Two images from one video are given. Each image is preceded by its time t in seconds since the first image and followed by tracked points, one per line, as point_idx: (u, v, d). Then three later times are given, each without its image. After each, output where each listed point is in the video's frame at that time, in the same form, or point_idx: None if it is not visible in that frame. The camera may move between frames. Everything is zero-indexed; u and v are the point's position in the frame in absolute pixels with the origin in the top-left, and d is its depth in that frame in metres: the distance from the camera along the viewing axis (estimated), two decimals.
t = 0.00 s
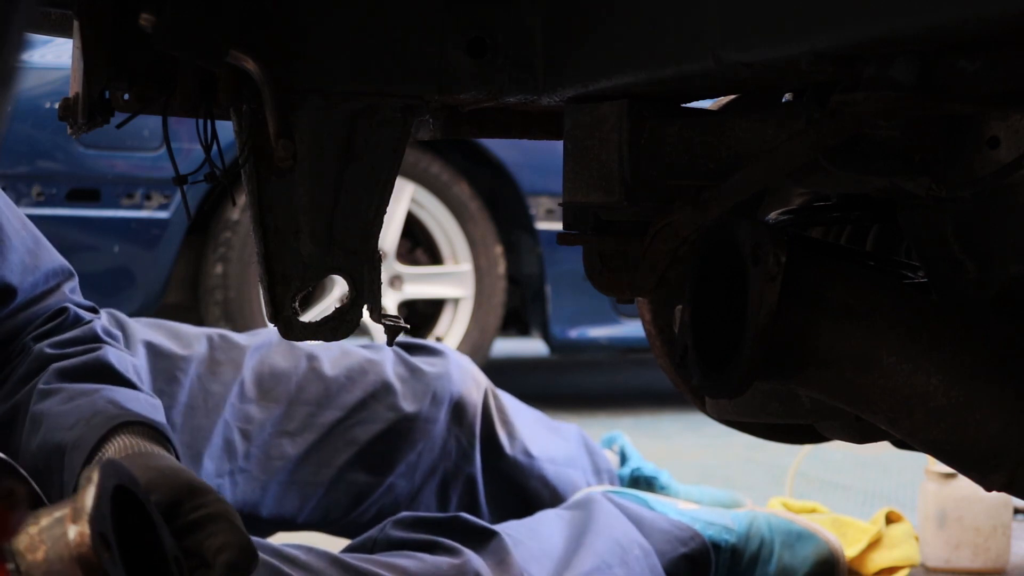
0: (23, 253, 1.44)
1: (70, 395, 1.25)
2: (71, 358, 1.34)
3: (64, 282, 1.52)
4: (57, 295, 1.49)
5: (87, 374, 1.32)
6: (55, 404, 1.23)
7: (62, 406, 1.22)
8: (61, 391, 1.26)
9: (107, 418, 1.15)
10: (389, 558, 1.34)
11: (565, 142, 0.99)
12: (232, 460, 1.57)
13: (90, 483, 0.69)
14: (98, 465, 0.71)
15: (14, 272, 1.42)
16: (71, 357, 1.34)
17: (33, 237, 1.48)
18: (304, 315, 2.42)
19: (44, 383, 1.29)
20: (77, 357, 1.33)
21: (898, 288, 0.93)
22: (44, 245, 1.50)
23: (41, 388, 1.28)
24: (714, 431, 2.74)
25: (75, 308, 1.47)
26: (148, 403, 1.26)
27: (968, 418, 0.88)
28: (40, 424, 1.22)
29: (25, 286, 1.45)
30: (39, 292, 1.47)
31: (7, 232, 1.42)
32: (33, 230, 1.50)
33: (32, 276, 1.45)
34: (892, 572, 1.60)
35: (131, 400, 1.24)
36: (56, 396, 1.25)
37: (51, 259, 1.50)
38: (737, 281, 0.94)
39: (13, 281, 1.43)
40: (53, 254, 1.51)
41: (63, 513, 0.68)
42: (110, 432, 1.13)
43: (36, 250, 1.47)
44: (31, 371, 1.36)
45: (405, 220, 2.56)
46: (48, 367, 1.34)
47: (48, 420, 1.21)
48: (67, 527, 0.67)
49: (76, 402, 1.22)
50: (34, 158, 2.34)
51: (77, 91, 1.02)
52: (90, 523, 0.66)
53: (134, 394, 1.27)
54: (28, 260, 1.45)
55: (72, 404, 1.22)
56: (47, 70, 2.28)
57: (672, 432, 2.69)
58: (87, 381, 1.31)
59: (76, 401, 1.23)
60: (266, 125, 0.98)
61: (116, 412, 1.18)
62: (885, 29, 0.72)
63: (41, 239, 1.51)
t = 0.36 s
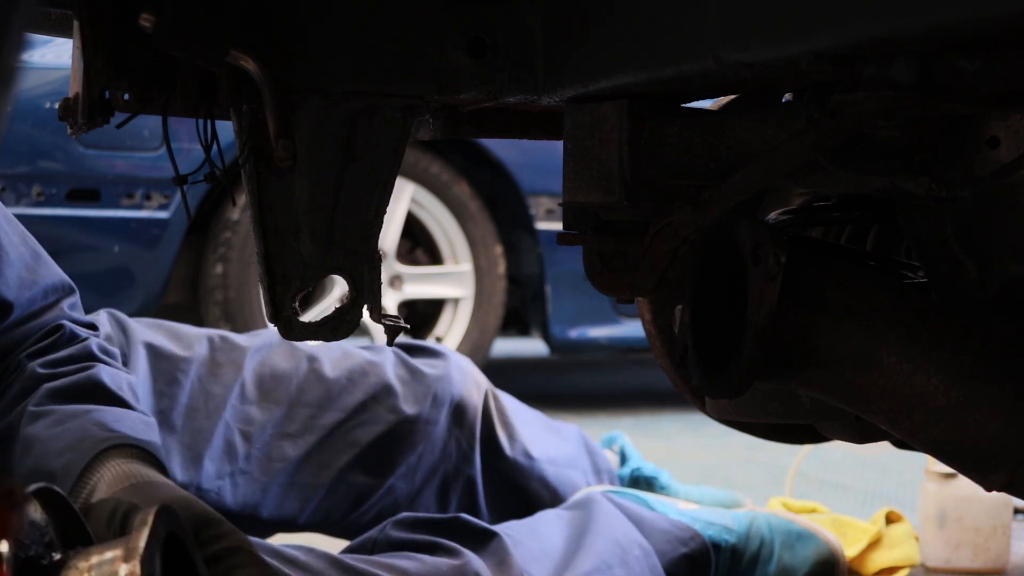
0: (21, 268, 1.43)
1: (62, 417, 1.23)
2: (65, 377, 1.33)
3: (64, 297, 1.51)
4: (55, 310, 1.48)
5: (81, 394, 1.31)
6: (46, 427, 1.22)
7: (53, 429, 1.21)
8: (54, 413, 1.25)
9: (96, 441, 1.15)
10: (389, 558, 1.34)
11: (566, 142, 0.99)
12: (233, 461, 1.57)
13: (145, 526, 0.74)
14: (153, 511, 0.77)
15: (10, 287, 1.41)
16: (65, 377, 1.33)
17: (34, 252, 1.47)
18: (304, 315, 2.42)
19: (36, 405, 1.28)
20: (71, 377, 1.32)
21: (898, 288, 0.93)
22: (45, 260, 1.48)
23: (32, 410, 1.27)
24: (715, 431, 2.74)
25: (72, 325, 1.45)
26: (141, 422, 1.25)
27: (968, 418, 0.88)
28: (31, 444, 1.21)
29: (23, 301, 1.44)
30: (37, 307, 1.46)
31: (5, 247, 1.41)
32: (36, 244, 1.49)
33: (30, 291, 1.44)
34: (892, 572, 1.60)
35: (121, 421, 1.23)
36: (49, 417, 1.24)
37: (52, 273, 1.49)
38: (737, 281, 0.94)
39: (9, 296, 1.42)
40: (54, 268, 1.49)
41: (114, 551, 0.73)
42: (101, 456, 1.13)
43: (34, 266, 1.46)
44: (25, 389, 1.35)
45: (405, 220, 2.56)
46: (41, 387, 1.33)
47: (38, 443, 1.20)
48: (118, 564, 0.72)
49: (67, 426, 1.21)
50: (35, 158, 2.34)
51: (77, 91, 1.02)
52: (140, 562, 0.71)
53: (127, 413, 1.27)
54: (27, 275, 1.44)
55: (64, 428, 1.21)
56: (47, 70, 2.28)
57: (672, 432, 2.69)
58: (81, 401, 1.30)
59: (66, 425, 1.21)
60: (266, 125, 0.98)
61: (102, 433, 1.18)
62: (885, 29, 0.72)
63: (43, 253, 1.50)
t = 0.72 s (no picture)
0: (30, 275, 1.42)
1: (96, 439, 1.22)
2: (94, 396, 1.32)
3: (73, 305, 1.49)
4: (65, 318, 1.46)
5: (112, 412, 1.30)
6: (83, 449, 1.21)
7: (90, 453, 1.20)
8: (88, 434, 1.23)
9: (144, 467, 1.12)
10: (389, 559, 1.34)
11: (565, 142, 0.99)
12: (233, 462, 1.57)
13: (113, 495, 0.71)
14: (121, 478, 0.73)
15: (22, 294, 1.40)
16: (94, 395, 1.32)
17: (40, 261, 1.46)
18: (304, 315, 2.42)
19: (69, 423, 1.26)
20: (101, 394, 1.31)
21: (898, 288, 0.93)
22: (52, 269, 1.48)
23: (66, 429, 1.25)
24: (714, 431, 2.74)
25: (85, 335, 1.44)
26: (171, 444, 1.25)
27: (968, 419, 0.88)
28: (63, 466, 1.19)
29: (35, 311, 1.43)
30: (47, 315, 1.45)
31: (15, 254, 1.40)
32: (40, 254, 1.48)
33: (40, 299, 1.43)
34: (892, 572, 1.60)
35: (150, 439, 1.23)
36: (84, 439, 1.23)
37: (59, 283, 1.48)
38: (737, 281, 0.94)
39: (22, 303, 1.40)
40: (60, 277, 1.48)
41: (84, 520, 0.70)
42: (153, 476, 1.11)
43: (41, 274, 1.44)
44: (48, 405, 1.33)
45: (405, 220, 2.56)
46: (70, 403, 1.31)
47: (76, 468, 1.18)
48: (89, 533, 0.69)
49: (105, 450, 1.20)
50: (35, 158, 2.34)
51: (77, 91, 1.02)
52: (112, 530, 0.69)
53: (158, 434, 1.26)
54: (36, 283, 1.43)
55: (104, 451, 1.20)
56: (47, 70, 2.29)
57: (672, 432, 2.69)
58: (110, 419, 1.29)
59: (104, 448, 1.20)
60: (266, 124, 0.98)
61: (152, 461, 1.15)
62: (885, 29, 0.72)
63: (48, 263, 1.49)
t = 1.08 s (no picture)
0: (27, 272, 1.42)
1: (77, 424, 1.24)
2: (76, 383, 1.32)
3: (76, 301, 1.49)
4: (66, 315, 1.46)
5: (93, 396, 1.30)
6: (65, 435, 1.23)
7: (70, 437, 1.22)
8: (69, 420, 1.25)
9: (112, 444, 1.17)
10: (389, 561, 1.34)
11: (565, 142, 0.99)
12: (233, 464, 1.58)
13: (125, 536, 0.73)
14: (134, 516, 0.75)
15: (18, 291, 1.40)
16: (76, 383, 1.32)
17: (40, 257, 1.46)
18: (304, 315, 2.42)
19: (51, 414, 1.29)
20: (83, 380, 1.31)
21: (898, 288, 0.93)
22: (53, 265, 1.47)
23: (48, 419, 1.27)
24: (715, 431, 2.74)
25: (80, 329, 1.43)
26: (155, 415, 1.24)
27: (969, 418, 0.88)
28: (55, 454, 1.22)
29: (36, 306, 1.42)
30: (48, 311, 1.45)
31: (12, 250, 1.40)
32: (42, 251, 1.48)
33: (39, 295, 1.43)
34: (892, 572, 1.60)
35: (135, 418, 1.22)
36: (64, 426, 1.25)
37: (61, 278, 1.48)
38: (737, 281, 0.94)
39: (19, 299, 1.40)
40: (62, 272, 1.48)
41: (97, 559, 0.73)
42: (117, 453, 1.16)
43: (40, 271, 1.44)
44: (37, 400, 1.35)
45: (405, 220, 2.56)
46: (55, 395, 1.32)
47: (59, 455, 1.21)
48: None
49: (82, 429, 1.22)
50: (35, 158, 2.34)
51: (77, 91, 1.02)
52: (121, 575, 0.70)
53: (141, 407, 1.25)
54: (34, 279, 1.43)
55: (81, 433, 1.22)
56: (47, 70, 2.29)
57: (672, 433, 2.69)
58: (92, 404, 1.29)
59: (83, 430, 1.22)
60: (266, 125, 0.98)
61: (123, 431, 1.19)
62: (885, 29, 0.72)
63: (51, 258, 1.48)
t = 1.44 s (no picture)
0: (28, 268, 1.42)
1: (99, 434, 1.18)
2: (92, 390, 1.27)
3: (79, 296, 1.49)
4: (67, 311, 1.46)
5: (112, 402, 1.24)
6: (88, 448, 1.16)
7: (93, 451, 1.15)
8: (90, 430, 1.19)
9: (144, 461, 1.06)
10: (389, 564, 1.33)
11: (565, 142, 0.99)
12: (236, 466, 1.56)
13: None
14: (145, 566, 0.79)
15: (18, 286, 1.40)
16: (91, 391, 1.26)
17: (41, 253, 1.46)
18: (304, 315, 2.42)
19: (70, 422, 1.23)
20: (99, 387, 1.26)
21: (898, 288, 0.93)
22: (55, 260, 1.47)
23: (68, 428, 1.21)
24: (715, 431, 2.74)
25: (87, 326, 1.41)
26: (180, 427, 1.19)
27: (968, 418, 0.88)
28: (79, 469, 1.15)
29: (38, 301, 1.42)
30: (52, 306, 1.45)
31: (11, 246, 1.40)
32: (43, 247, 1.48)
33: (41, 291, 1.42)
34: (892, 572, 1.60)
35: (161, 431, 1.15)
36: (86, 435, 1.19)
37: (64, 274, 1.48)
38: (737, 281, 0.94)
39: (19, 295, 1.40)
40: (65, 267, 1.48)
41: None
42: (153, 467, 1.04)
43: (41, 267, 1.44)
44: (48, 405, 1.29)
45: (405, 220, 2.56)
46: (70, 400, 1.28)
47: (82, 469, 1.14)
48: None
49: (106, 444, 1.15)
50: (34, 158, 2.34)
51: (76, 91, 1.02)
52: None
53: (161, 415, 1.21)
54: (35, 275, 1.43)
55: (104, 447, 1.14)
56: (47, 71, 2.29)
57: (672, 433, 2.69)
58: (113, 410, 1.24)
59: (105, 442, 1.15)
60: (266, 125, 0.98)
61: (155, 448, 1.10)
62: (885, 29, 0.72)
63: (53, 255, 1.49)
